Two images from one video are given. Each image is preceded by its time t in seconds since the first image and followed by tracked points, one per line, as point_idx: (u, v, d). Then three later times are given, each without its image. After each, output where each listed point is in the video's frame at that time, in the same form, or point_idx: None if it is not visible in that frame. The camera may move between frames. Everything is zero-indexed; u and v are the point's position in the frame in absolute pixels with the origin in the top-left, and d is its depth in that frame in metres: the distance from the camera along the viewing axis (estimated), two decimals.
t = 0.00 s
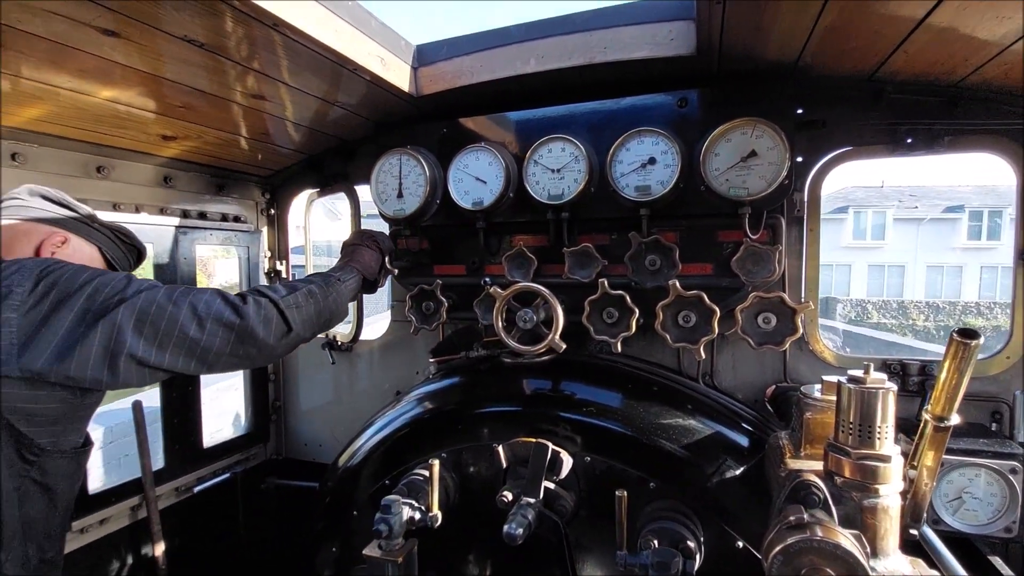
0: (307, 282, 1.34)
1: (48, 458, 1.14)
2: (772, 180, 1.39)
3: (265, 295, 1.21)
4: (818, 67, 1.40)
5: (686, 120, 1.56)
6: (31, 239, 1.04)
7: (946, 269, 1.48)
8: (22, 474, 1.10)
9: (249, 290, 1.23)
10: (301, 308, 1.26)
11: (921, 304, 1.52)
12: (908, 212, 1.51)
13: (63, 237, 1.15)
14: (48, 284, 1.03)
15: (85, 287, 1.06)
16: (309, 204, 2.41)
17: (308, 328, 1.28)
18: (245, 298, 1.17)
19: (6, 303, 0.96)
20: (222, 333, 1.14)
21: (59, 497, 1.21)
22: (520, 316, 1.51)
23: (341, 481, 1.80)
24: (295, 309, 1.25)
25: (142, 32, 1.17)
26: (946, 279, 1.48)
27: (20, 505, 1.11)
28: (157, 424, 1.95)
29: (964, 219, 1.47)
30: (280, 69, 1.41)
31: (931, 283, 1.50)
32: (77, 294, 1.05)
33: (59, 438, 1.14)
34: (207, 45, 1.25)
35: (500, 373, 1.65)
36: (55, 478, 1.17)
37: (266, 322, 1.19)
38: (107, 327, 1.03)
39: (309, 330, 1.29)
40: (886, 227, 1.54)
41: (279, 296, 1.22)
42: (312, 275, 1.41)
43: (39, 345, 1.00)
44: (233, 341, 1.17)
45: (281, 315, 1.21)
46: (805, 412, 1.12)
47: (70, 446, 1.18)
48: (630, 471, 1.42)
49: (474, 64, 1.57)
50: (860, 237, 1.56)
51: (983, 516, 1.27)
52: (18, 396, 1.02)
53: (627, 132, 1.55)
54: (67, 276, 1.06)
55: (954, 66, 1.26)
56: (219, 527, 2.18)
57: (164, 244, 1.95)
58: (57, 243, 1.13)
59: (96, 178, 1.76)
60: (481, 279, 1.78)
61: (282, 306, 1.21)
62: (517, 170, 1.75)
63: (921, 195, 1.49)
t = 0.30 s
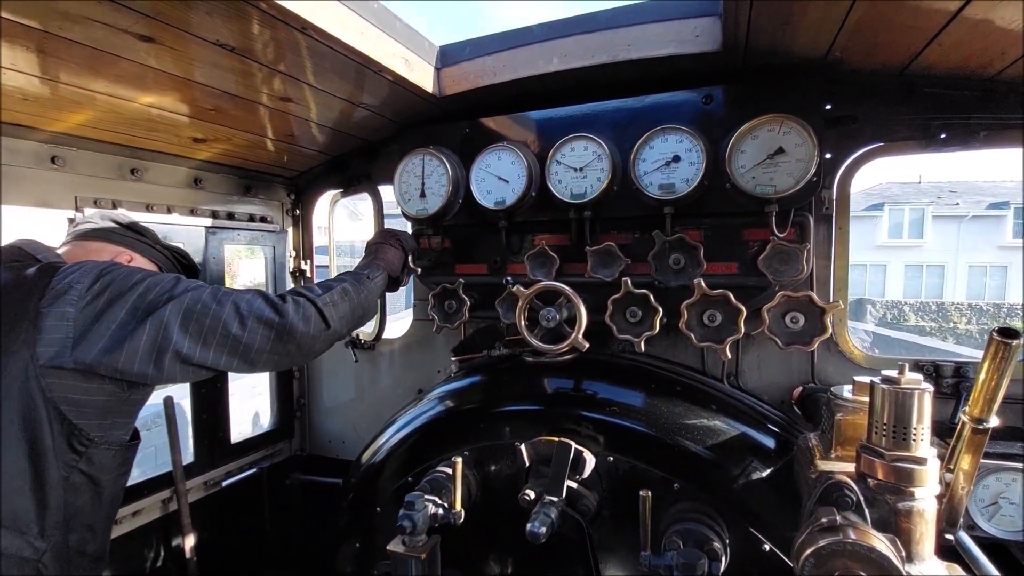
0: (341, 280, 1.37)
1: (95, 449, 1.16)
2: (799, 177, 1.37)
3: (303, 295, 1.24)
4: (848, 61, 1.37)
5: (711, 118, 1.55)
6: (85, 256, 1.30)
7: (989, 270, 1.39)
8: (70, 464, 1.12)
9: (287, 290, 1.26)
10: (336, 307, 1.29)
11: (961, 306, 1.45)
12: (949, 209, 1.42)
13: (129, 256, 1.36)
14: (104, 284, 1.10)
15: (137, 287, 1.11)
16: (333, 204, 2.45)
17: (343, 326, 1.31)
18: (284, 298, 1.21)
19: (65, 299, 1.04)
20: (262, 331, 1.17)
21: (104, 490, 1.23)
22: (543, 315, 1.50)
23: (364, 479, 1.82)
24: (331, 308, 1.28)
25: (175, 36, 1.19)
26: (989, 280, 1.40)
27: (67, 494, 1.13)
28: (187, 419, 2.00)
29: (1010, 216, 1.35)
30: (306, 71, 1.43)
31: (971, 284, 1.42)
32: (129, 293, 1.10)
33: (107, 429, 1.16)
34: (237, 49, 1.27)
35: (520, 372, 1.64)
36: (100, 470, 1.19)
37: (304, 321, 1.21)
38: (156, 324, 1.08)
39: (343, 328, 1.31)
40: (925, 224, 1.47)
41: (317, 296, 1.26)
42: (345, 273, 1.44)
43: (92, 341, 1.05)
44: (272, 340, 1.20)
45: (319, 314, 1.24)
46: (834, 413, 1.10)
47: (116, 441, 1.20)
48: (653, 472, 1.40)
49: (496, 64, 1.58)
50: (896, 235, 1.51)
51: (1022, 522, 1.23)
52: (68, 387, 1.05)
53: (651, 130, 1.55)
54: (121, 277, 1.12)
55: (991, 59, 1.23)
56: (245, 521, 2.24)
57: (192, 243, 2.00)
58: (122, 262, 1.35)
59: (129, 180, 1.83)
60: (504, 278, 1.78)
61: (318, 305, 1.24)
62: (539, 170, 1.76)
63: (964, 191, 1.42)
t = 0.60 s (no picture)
0: (363, 293, 1.38)
1: (121, 452, 1.18)
2: (817, 175, 1.36)
3: (330, 310, 1.24)
4: (866, 58, 1.35)
5: (726, 116, 1.54)
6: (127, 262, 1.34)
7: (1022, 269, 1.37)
8: (96, 466, 1.15)
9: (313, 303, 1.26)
10: (360, 321, 1.29)
11: (994, 307, 1.43)
12: (980, 206, 1.39)
13: (168, 262, 1.39)
14: (139, 290, 1.11)
15: (172, 294, 1.12)
16: (347, 205, 2.47)
17: (366, 339, 1.32)
18: (312, 312, 1.21)
19: (99, 304, 1.06)
20: (290, 344, 1.17)
21: (130, 493, 1.24)
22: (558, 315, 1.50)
23: (378, 477, 1.83)
24: (356, 322, 1.28)
25: (195, 40, 1.21)
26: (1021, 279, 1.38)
27: (92, 495, 1.16)
28: (206, 416, 2.04)
29: None
30: (321, 73, 1.44)
31: (1004, 283, 1.40)
32: (163, 301, 1.11)
33: (133, 433, 1.18)
34: (254, 51, 1.29)
35: (536, 372, 1.64)
36: (126, 473, 1.21)
37: (331, 336, 1.22)
38: (187, 334, 1.10)
39: (366, 341, 1.32)
40: (955, 223, 1.42)
41: (342, 311, 1.25)
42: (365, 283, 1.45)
43: (124, 346, 1.07)
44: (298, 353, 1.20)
45: (345, 329, 1.25)
46: (853, 414, 1.09)
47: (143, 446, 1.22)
48: (667, 472, 1.39)
49: (510, 65, 1.58)
50: (924, 234, 1.47)
51: None
52: (97, 390, 1.08)
53: (665, 129, 1.54)
54: (157, 284, 1.14)
55: (1014, 55, 1.20)
56: (260, 521, 2.27)
57: (209, 243, 2.04)
58: (161, 268, 1.38)
59: (149, 182, 1.87)
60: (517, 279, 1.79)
61: (344, 320, 1.25)
62: (552, 169, 1.76)
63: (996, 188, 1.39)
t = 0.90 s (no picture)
0: (385, 300, 1.39)
1: (155, 442, 1.20)
2: (841, 173, 1.34)
3: (353, 317, 1.25)
4: (892, 53, 1.33)
5: (749, 114, 1.52)
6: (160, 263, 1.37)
7: None
8: (130, 455, 1.17)
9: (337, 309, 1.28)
10: (382, 329, 1.31)
11: None
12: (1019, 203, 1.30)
13: (200, 264, 1.41)
14: (173, 288, 1.14)
15: (204, 293, 1.15)
16: (366, 205, 2.50)
17: (386, 346, 1.33)
18: (335, 318, 1.22)
19: (136, 299, 1.10)
20: (313, 349, 1.19)
21: (162, 484, 1.25)
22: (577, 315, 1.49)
23: (396, 475, 1.84)
24: (377, 329, 1.29)
25: (219, 44, 1.24)
26: None
27: (126, 484, 1.18)
28: (229, 413, 2.08)
29: None
30: (340, 75, 1.46)
31: None
32: (196, 300, 1.13)
33: (168, 423, 1.21)
34: (276, 54, 1.31)
35: (554, 371, 1.63)
36: (159, 463, 1.22)
37: (352, 343, 1.23)
38: (216, 334, 1.11)
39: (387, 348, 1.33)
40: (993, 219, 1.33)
41: (364, 318, 1.27)
42: (386, 289, 1.46)
43: (156, 342, 1.09)
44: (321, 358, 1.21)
45: (366, 337, 1.26)
46: (880, 417, 1.07)
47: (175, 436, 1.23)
48: (688, 474, 1.38)
49: (528, 65, 1.58)
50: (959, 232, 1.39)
51: None
52: (130, 381, 1.11)
53: (685, 127, 1.53)
54: (191, 283, 1.16)
55: None
56: (279, 517, 2.30)
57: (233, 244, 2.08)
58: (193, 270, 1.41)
59: (175, 184, 1.91)
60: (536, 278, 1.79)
61: (366, 328, 1.26)
62: (571, 169, 1.76)
63: None
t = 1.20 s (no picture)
0: (414, 313, 1.41)
1: (204, 442, 1.23)
2: (860, 171, 1.33)
3: (386, 332, 1.28)
4: (912, 49, 1.31)
5: (765, 112, 1.51)
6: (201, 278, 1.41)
7: None
8: (184, 452, 1.20)
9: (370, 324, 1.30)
10: (412, 344, 1.33)
11: None
12: None
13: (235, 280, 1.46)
14: (227, 300, 1.18)
15: (254, 305, 1.19)
16: (380, 206, 2.52)
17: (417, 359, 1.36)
18: (370, 333, 1.25)
19: (196, 309, 1.14)
20: (349, 362, 1.21)
21: (205, 478, 1.28)
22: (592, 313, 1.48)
23: (410, 473, 1.85)
24: (408, 344, 1.31)
25: (238, 47, 1.26)
26: None
27: (179, 480, 1.21)
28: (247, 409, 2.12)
29: None
30: (355, 76, 1.47)
31: None
32: (247, 311, 1.17)
33: (220, 423, 1.23)
34: (294, 56, 1.33)
35: (569, 371, 1.63)
36: (205, 460, 1.26)
37: (386, 357, 1.25)
38: (264, 345, 1.14)
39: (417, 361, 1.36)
40: None
41: (395, 334, 1.29)
42: (412, 300, 1.49)
43: (210, 351, 1.13)
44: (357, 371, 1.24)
45: (398, 352, 1.28)
46: (901, 417, 1.06)
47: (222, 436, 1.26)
48: (703, 474, 1.36)
49: (543, 64, 1.58)
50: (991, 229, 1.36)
51: None
52: (191, 386, 1.15)
53: (701, 125, 1.53)
54: (244, 296, 1.21)
55: None
56: (294, 513, 2.32)
57: (251, 243, 2.12)
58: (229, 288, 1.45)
59: (194, 184, 1.95)
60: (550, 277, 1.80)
61: (399, 344, 1.28)
62: (585, 168, 1.76)
63: None
